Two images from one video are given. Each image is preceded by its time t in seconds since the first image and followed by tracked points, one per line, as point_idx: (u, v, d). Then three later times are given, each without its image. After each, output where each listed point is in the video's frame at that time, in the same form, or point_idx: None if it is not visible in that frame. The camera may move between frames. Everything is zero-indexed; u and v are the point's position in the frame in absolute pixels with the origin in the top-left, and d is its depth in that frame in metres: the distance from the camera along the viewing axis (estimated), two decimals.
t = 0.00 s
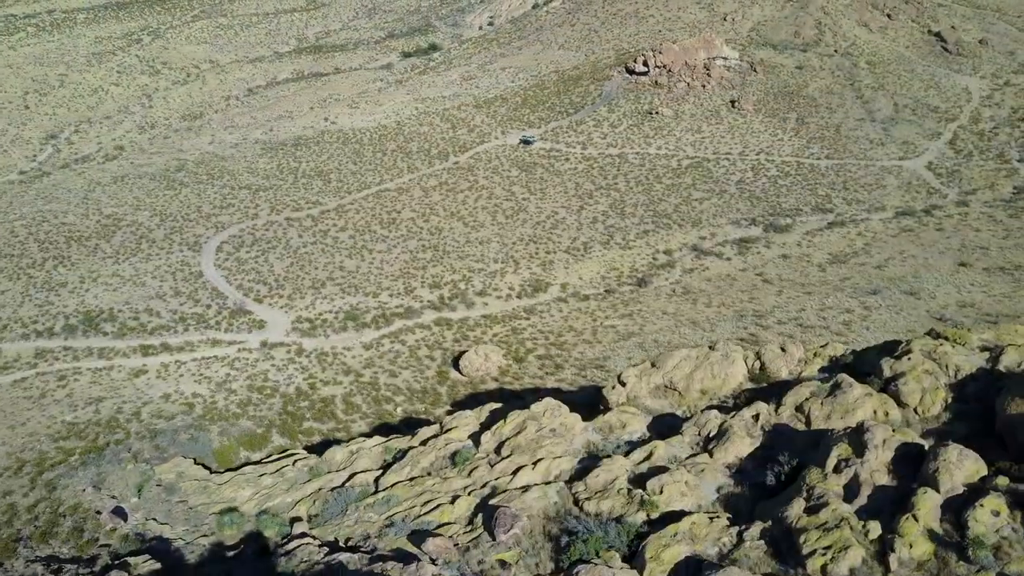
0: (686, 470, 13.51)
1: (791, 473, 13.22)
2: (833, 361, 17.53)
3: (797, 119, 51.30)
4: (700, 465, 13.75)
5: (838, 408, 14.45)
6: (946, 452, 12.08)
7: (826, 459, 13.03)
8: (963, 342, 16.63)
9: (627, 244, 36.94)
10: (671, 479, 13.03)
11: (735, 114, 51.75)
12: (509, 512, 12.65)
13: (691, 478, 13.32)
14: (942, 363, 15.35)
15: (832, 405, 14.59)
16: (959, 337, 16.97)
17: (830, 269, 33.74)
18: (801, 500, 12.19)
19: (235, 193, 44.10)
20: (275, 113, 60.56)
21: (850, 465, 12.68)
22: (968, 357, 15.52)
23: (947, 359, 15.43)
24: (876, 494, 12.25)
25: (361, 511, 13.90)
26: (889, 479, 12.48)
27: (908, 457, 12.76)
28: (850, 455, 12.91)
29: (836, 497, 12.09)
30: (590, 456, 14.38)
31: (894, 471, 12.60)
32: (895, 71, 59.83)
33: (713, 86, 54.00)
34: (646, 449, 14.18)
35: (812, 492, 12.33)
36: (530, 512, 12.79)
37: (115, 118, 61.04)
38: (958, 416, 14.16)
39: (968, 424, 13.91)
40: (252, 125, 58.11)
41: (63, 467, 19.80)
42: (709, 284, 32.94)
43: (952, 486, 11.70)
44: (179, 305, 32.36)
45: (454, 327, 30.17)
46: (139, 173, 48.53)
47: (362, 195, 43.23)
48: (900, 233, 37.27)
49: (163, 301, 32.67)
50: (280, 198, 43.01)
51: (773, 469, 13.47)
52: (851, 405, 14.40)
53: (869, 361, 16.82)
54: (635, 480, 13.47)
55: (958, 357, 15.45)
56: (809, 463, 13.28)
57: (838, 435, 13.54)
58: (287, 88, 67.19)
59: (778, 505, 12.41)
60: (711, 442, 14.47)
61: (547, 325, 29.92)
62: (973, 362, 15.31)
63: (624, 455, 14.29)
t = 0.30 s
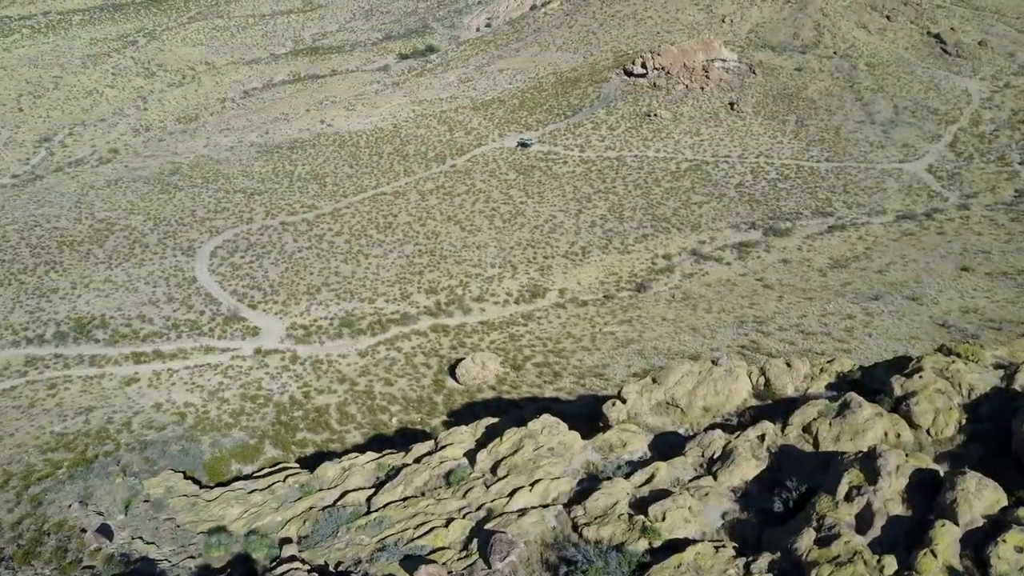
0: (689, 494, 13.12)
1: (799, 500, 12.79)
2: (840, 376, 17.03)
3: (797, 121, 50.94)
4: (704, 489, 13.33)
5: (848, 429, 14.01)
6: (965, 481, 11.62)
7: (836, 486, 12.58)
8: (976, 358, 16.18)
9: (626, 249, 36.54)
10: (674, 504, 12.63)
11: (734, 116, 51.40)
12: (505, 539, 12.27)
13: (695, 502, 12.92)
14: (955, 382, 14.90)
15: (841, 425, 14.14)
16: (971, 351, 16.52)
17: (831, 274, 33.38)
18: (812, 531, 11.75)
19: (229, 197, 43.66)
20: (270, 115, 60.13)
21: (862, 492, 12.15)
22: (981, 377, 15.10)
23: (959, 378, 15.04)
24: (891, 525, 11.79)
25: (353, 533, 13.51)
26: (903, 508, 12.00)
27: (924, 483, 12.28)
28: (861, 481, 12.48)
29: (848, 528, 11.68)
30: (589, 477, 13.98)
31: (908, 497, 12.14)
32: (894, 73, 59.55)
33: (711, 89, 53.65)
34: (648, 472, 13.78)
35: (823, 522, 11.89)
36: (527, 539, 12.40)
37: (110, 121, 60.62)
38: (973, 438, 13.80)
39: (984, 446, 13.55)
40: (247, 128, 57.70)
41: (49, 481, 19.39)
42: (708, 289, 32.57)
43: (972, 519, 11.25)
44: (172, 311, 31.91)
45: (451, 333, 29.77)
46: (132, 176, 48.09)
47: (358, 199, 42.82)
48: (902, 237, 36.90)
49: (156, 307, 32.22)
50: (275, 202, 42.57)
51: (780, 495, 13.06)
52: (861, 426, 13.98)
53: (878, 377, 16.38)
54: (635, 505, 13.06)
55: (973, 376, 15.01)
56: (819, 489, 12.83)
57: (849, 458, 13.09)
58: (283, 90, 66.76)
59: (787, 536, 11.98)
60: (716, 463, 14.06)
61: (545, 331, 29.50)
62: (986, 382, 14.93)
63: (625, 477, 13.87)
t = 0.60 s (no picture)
0: (694, 521, 12.70)
1: (810, 530, 12.39)
2: (849, 395, 16.58)
3: (797, 123, 50.58)
4: (710, 516, 12.92)
5: (859, 452, 13.61)
6: (987, 514, 11.21)
7: (849, 515, 12.14)
8: (989, 377, 15.77)
9: (625, 254, 36.11)
10: (678, 533, 12.23)
11: (733, 119, 51.00)
12: (502, 566, 11.85)
13: (700, 530, 12.54)
14: (971, 402, 14.56)
15: (853, 449, 13.71)
16: (984, 369, 16.09)
17: (832, 279, 32.99)
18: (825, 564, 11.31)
19: (223, 200, 43.20)
20: (267, 117, 59.67)
21: (877, 524, 11.76)
22: (997, 397, 14.69)
23: (975, 398, 14.64)
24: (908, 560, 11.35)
25: (343, 556, 13.07)
26: (919, 543, 11.59)
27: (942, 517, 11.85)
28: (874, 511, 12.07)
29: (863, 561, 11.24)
30: (588, 501, 13.56)
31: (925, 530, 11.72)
32: (894, 75, 59.22)
33: (710, 91, 53.27)
34: (651, 497, 13.35)
35: (835, 554, 11.46)
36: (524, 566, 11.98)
37: (104, 123, 60.09)
38: (991, 462, 13.60)
39: (1002, 473, 13.41)
40: (242, 130, 57.23)
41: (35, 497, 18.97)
42: (709, 295, 32.13)
43: (994, 555, 10.85)
44: (165, 317, 31.45)
45: (448, 340, 29.28)
46: (126, 179, 47.59)
47: (354, 202, 42.35)
48: (904, 241, 36.51)
49: (148, 313, 31.77)
50: (270, 206, 42.09)
51: (790, 524, 12.66)
52: (873, 449, 13.61)
53: (889, 394, 15.91)
54: (637, 533, 12.63)
55: (990, 396, 14.68)
56: (830, 517, 12.43)
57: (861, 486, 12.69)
58: (279, 93, 66.26)
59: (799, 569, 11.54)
60: (720, 487, 13.59)
61: (542, 338, 29.06)
62: (1002, 403, 14.57)
63: (626, 501, 13.44)
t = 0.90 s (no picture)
0: (700, 550, 12.21)
1: (823, 564, 11.87)
2: (859, 414, 16.21)
3: (797, 125, 50.18)
4: (717, 545, 12.44)
5: (871, 478, 13.23)
6: (1012, 552, 10.53)
7: (864, 549, 11.59)
8: (1006, 398, 15.34)
9: (624, 257, 35.66)
10: (683, 563, 11.71)
11: (733, 120, 50.60)
12: None
13: (705, 559, 11.96)
14: (990, 426, 14.03)
15: (866, 476, 13.29)
16: (1000, 390, 15.67)
17: (834, 284, 32.56)
18: None
19: (218, 203, 42.72)
20: (262, 119, 59.19)
21: (895, 559, 11.16)
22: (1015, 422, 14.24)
23: (992, 420, 14.12)
24: None
25: None
26: None
27: (963, 552, 11.27)
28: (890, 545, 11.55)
29: None
30: (588, 526, 13.09)
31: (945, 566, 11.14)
32: (894, 75, 58.87)
33: (710, 92, 52.85)
34: (655, 524, 12.88)
35: None
36: None
37: (99, 124, 59.58)
38: (1011, 491, 12.92)
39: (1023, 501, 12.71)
40: (238, 132, 56.77)
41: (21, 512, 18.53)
42: (709, 300, 31.69)
43: None
44: (157, 323, 31.00)
45: (444, 347, 28.81)
46: (119, 182, 47.07)
47: (350, 205, 41.87)
48: (906, 245, 36.09)
49: (140, 318, 31.30)
50: (265, 209, 41.62)
51: (801, 555, 12.16)
52: (886, 475, 13.18)
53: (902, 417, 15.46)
54: (640, 562, 12.14)
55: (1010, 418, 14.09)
56: (844, 550, 11.90)
57: (876, 518, 12.19)
58: (275, 94, 65.78)
59: None
60: (727, 514, 13.18)
61: (540, 344, 28.60)
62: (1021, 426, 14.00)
63: (627, 526, 12.99)
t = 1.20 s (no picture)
0: None
1: None
2: (871, 436, 15.90)
3: (797, 127, 49.75)
4: None
5: (888, 508, 12.78)
6: None
7: None
8: None
9: (623, 262, 35.19)
10: None
11: (732, 122, 50.17)
12: None
13: None
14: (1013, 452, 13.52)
15: (882, 507, 12.83)
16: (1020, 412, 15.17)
17: (836, 289, 32.10)
18: None
19: (212, 207, 42.21)
20: (258, 121, 58.69)
21: None
22: None
23: (1014, 447, 13.62)
24: None
25: None
26: None
27: None
28: None
29: None
30: (589, 556, 12.61)
31: None
32: (894, 77, 58.47)
33: (709, 94, 52.45)
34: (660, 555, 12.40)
35: None
36: None
37: (93, 127, 59.06)
38: None
39: None
40: (233, 134, 56.27)
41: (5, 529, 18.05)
42: (709, 306, 31.23)
43: None
44: (149, 330, 30.49)
45: (441, 355, 28.31)
46: (113, 185, 46.55)
47: (346, 209, 41.36)
48: (909, 249, 35.66)
49: (132, 325, 30.79)
50: (260, 213, 41.10)
51: None
52: (903, 505, 12.74)
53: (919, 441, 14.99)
54: None
55: None
56: None
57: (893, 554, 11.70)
58: (271, 95, 65.27)
59: None
60: (735, 545, 12.70)
61: (538, 352, 28.11)
62: None
63: (630, 557, 12.49)
